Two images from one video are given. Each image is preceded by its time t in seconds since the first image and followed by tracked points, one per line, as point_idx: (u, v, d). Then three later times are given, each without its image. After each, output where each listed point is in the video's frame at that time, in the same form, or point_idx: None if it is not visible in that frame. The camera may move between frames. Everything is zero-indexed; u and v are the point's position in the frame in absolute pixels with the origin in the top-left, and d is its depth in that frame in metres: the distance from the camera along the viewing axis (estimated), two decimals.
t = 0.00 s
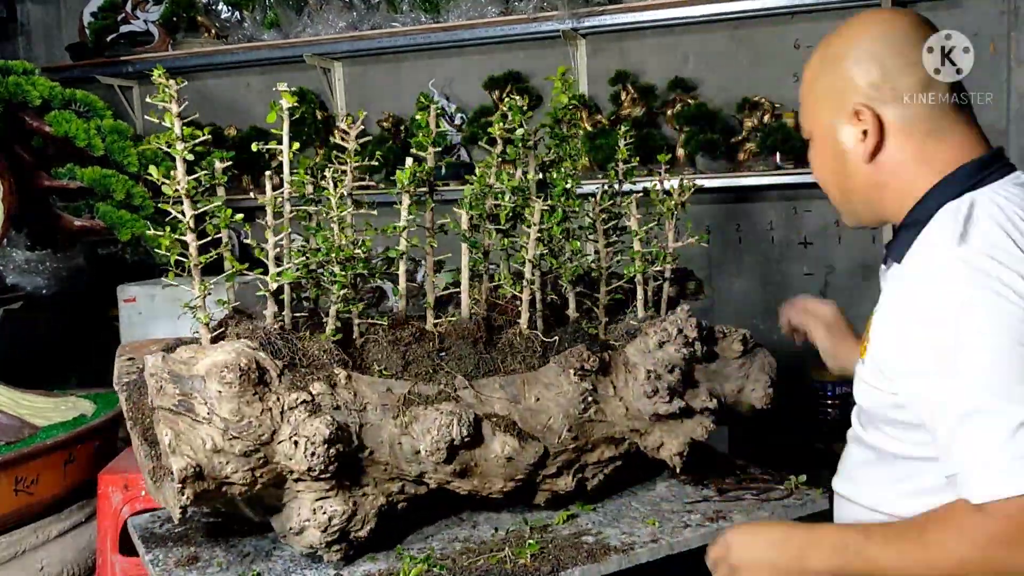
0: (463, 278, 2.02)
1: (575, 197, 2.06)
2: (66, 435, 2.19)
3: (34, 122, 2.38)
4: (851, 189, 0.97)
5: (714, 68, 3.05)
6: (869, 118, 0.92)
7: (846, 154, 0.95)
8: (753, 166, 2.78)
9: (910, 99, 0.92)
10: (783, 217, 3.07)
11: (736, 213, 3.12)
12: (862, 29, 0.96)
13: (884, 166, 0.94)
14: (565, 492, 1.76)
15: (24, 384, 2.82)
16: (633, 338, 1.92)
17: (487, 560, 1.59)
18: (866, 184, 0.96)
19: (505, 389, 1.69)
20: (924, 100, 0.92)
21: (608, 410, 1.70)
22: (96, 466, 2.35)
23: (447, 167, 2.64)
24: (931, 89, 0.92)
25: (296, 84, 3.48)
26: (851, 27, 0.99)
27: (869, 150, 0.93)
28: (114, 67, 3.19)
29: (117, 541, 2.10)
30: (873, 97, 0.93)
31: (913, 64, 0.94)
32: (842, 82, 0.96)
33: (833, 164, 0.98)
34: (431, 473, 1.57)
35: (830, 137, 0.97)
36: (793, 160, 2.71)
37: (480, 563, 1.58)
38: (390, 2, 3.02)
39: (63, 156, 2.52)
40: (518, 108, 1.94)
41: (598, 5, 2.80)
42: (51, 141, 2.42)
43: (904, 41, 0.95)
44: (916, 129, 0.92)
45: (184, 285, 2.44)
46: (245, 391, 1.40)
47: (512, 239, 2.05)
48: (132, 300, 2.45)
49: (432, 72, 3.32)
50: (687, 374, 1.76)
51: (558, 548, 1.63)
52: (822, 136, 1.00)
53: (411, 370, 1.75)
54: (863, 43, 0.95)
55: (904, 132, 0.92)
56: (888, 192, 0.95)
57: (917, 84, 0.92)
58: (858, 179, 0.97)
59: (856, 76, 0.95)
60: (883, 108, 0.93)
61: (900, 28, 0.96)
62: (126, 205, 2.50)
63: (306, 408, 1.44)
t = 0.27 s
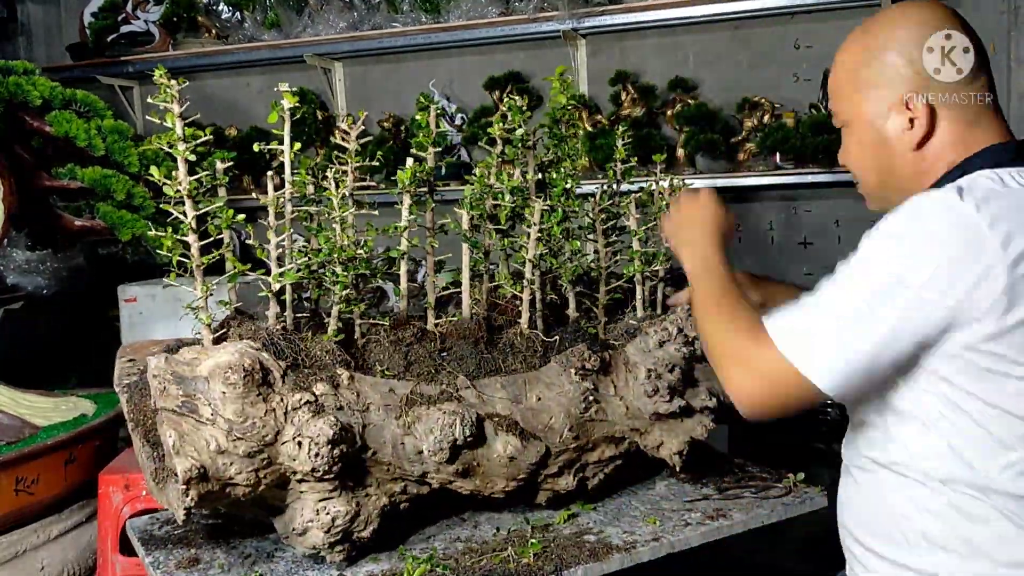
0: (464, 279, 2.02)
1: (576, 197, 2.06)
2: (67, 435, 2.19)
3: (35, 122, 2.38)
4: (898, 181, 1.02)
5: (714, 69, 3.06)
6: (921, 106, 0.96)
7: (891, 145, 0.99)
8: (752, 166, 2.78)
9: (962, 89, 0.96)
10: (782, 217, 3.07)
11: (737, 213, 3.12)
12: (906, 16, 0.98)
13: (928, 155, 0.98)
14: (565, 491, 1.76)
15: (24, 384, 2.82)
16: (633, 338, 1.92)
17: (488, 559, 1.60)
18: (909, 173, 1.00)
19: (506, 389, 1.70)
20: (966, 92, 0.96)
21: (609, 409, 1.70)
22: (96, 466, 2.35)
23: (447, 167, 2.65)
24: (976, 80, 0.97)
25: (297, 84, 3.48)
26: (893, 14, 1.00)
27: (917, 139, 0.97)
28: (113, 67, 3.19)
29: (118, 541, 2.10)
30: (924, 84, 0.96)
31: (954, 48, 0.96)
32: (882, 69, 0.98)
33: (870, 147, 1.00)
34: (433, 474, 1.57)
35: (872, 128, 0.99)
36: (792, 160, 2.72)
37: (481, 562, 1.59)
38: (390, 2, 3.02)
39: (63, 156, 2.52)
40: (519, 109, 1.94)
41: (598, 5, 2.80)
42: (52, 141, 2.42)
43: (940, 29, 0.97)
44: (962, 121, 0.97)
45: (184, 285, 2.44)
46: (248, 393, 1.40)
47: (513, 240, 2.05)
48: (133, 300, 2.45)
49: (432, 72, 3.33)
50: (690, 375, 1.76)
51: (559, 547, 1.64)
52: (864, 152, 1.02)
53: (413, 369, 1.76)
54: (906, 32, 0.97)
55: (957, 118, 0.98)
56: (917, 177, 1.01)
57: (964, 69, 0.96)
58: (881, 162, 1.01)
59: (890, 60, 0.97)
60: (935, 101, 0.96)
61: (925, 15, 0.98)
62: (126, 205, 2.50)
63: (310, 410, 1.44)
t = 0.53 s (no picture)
0: (463, 278, 2.02)
1: (576, 197, 2.06)
2: (67, 435, 2.18)
3: (35, 121, 2.38)
4: (847, 185, 1.13)
5: (714, 69, 3.05)
6: (867, 111, 1.06)
7: (843, 149, 1.10)
8: (752, 166, 2.78)
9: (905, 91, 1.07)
10: (783, 217, 3.07)
11: (737, 212, 3.12)
12: (857, 23, 1.09)
13: (878, 161, 1.09)
14: (565, 491, 1.76)
15: (24, 384, 2.81)
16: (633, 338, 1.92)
17: (488, 559, 1.59)
18: (862, 176, 1.11)
19: (505, 389, 1.69)
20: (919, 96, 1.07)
21: (609, 409, 1.70)
22: (96, 466, 2.35)
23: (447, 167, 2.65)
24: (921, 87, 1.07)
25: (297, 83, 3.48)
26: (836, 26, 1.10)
27: (865, 143, 1.08)
28: (113, 67, 3.20)
29: (117, 541, 2.09)
30: (871, 90, 1.07)
31: (902, 57, 1.07)
32: (840, 78, 1.09)
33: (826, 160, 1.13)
34: (433, 473, 1.57)
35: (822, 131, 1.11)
36: (792, 160, 2.72)
37: (481, 562, 1.58)
38: (390, 1, 3.02)
39: (63, 155, 2.53)
40: (519, 108, 1.94)
41: (598, 5, 2.80)
42: (51, 140, 2.42)
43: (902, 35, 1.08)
44: (912, 125, 1.07)
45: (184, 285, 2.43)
46: (247, 392, 1.40)
47: (513, 239, 2.05)
48: (133, 299, 2.45)
49: (432, 72, 3.32)
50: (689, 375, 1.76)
51: (558, 547, 1.64)
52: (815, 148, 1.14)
53: (412, 369, 1.76)
54: (859, 40, 1.07)
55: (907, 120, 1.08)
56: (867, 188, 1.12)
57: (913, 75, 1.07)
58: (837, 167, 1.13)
59: (848, 73, 1.08)
60: (881, 104, 1.07)
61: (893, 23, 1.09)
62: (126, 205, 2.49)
63: (309, 410, 1.44)
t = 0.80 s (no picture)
0: (462, 278, 2.02)
1: (576, 197, 2.06)
2: (67, 435, 2.18)
3: (34, 122, 2.38)
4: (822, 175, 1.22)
5: (713, 69, 3.05)
6: (835, 105, 1.15)
7: (815, 142, 1.19)
8: (752, 166, 2.78)
9: (877, 89, 1.14)
10: (782, 217, 3.07)
11: (736, 213, 3.12)
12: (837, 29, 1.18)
13: (846, 149, 1.17)
14: (564, 492, 1.76)
15: (24, 384, 2.81)
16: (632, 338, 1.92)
17: (487, 559, 1.59)
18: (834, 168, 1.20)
19: (504, 389, 1.69)
20: (885, 89, 1.14)
21: (608, 410, 1.71)
22: (96, 466, 2.35)
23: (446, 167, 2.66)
24: (893, 80, 1.15)
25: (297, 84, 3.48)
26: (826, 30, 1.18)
27: (835, 134, 1.16)
28: (113, 67, 3.20)
29: (117, 541, 2.10)
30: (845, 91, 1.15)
31: (875, 57, 1.15)
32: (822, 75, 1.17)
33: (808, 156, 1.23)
34: (432, 473, 1.57)
35: (802, 128, 1.21)
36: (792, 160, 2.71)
37: (480, 562, 1.58)
38: (390, 2, 3.02)
39: (63, 156, 2.52)
40: (518, 108, 1.94)
41: (598, 5, 2.80)
42: (51, 140, 2.42)
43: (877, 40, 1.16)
44: (881, 117, 1.14)
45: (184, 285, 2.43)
46: (245, 392, 1.40)
47: (512, 240, 2.05)
48: (132, 299, 2.44)
49: (432, 72, 3.33)
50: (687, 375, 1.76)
51: (558, 548, 1.64)
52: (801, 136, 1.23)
53: (411, 369, 1.76)
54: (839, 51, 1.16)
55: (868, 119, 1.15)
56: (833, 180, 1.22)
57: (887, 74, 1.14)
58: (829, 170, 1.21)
59: (828, 72, 1.17)
60: (851, 97, 1.15)
61: (874, 31, 1.17)
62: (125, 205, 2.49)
63: (307, 410, 1.44)
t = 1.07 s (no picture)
0: (462, 278, 2.02)
1: (576, 197, 2.06)
2: (67, 435, 2.18)
3: (34, 122, 2.38)
4: (825, 198, 1.08)
5: (714, 68, 3.05)
6: (836, 120, 1.02)
7: (816, 158, 1.05)
8: (752, 166, 2.78)
9: (884, 102, 1.01)
10: (782, 217, 3.07)
11: (737, 213, 3.11)
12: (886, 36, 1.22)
13: (849, 170, 1.03)
14: (564, 492, 1.76)
15: (24, 384, 2.82)
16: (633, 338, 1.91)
17: (487, 559, 1.59)
18: (835, 189, 1.06)
19: (504, 389, 1.69)
20: (885, 106, 1.01)
21: (608, 409, 1.71)
22: (96, 466, 2.35)
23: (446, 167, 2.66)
24: (896, 96, 1.01)
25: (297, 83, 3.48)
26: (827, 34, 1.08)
27: (835, 152, 1.02)
28: (114, 67, 3.20)
29: (117, 540, 2.10)
30: (842, 100, 1.03)
31: (884, 68, 1.02)
32: (812, 85, 1.06)
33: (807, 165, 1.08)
34: (432, 473, 1.57)
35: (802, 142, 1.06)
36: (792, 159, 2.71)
37: (479, 562, 1.58)
38: (389, 2, 3.02)
39: (63, 155, 2.52)
40: (519, 108, 1.93)
41: (598, 5, 2.80)
42: (51, 141, 2.42)
43: (892, 49, 1.04)
44: (883, 130, 1.00)
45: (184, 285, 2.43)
46: (245, 392, 1.40)
47: (512, 239, 2.05)
48: (132, 299, 2.44)
49: (432, 72, 3.32)
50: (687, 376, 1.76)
51: (558, 548, 1.63)
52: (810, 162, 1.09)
53: (411, 369, 1.76)
54: (836, 63, 1.04)
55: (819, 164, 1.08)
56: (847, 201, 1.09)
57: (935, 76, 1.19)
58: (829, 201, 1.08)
59: (827, 82, 1.04)
60: (851, 114, 1.02)
61: (876, 35, 1.05)
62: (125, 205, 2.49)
63: (307, 410, 1.44)
